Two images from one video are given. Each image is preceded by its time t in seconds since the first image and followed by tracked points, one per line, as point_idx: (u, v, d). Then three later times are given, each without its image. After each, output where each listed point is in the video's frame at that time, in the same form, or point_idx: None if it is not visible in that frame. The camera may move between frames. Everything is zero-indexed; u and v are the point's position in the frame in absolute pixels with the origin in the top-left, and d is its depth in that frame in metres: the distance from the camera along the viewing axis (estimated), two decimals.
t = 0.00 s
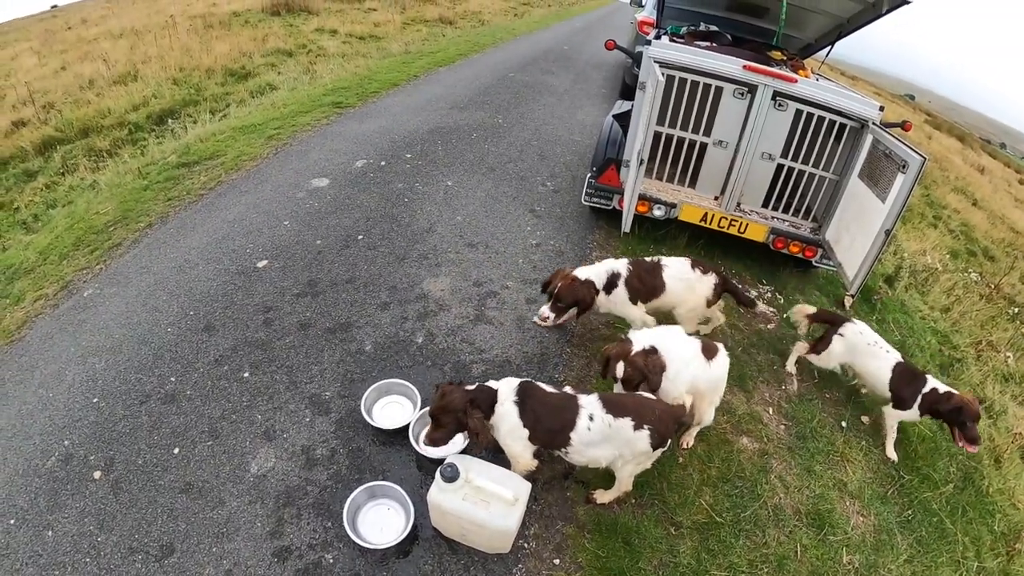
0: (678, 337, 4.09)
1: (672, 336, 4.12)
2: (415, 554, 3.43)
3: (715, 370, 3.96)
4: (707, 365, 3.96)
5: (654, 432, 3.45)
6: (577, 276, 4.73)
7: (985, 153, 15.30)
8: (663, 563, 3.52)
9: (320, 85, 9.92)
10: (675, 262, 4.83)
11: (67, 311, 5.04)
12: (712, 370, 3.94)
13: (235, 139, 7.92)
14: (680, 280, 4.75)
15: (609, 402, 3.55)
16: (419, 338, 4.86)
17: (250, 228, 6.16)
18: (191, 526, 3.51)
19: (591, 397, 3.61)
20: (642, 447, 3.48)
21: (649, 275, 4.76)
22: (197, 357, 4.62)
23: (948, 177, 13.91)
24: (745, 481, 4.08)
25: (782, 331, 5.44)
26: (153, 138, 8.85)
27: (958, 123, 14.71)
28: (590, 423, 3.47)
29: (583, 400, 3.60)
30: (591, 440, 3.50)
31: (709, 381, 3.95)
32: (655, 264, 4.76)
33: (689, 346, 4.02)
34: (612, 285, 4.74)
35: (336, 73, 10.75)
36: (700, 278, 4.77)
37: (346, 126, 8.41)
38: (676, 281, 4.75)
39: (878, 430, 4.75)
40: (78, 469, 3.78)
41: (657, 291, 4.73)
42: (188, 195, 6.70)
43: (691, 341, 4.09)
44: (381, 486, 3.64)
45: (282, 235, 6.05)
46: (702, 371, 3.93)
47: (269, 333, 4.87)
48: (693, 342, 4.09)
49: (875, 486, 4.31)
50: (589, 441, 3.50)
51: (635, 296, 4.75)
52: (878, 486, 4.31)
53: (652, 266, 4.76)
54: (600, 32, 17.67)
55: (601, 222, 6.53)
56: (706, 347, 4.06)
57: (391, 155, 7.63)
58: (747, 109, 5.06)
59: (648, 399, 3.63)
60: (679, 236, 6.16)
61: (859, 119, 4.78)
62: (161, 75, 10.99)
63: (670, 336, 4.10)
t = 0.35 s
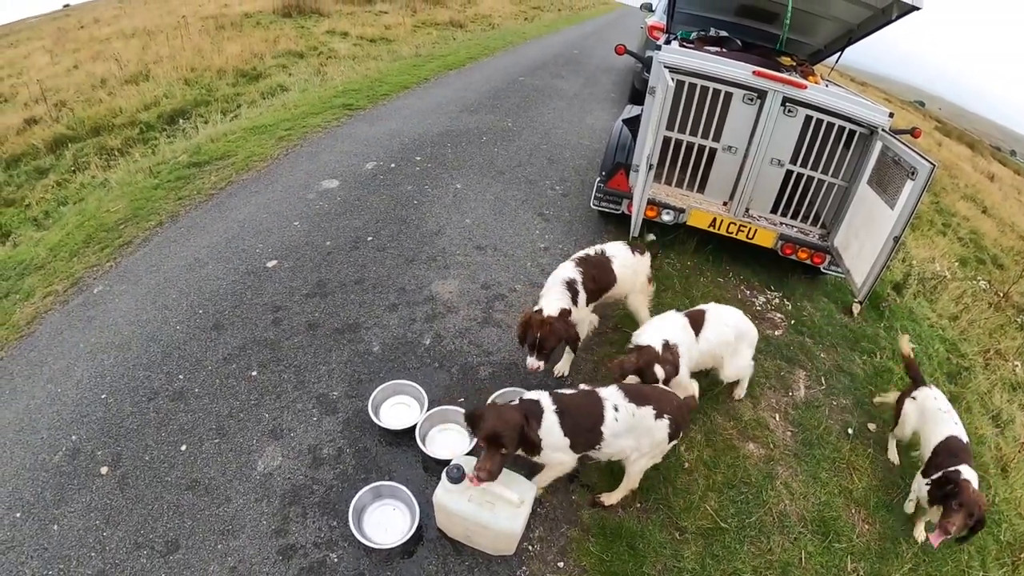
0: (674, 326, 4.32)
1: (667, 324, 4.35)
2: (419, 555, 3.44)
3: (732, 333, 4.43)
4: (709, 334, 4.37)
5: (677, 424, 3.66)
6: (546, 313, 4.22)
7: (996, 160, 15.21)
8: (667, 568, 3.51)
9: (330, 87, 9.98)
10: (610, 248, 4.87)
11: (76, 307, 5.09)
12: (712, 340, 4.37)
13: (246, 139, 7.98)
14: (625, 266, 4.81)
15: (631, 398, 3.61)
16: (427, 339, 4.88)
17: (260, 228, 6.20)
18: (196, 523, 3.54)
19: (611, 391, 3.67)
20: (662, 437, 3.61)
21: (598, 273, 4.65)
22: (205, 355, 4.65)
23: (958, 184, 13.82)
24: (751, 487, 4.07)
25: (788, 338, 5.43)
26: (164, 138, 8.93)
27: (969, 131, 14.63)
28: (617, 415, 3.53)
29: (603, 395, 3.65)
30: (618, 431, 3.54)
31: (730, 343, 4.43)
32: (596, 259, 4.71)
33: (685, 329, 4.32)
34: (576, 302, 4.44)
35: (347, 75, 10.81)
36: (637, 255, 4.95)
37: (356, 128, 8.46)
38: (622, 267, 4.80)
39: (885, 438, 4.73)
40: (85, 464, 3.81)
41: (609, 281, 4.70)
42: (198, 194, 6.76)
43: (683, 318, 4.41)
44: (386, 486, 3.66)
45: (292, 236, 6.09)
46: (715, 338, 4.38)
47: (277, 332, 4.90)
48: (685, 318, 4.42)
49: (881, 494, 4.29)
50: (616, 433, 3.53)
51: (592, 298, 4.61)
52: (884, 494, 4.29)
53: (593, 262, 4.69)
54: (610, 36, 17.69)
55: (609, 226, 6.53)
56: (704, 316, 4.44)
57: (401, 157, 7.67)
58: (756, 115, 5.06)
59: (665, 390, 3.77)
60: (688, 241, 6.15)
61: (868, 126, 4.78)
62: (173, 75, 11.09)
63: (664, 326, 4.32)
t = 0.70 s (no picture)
0: (706, 347, 4.23)
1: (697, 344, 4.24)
2: (419, 550, 3.44)
3: (749, 319, 4.52)
4: (732, 333, 4.40)
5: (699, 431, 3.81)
6: (483, 330, 4.06)
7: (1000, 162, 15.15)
8: (667, 566, 3.51)
9: (334, 82, 9.96)
10: (550, 253, 4.67)
11: (79, 301, 5.10)
12: (735, 337, 4.43)
13: (249, 134, 7.97)
14: (568, 263, 4.65)
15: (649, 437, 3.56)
16: (429, 335, 4.88)
17: (262, 223, 6.20)
18: (197, 516, 3.55)
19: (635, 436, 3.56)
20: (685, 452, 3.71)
21: (544, 279, 4.45)
22: (208, 349, 4.66)
23: (962, 185, 13.77)
24: (751, 486, 4.07)
25: (790, 337, 5.43)
26: (168, 132, 8.93)
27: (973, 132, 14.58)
28: (648, 460, 3.49)
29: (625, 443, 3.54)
30: (656, 473, 3.54)
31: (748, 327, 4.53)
32: (540, 267, 4.50)
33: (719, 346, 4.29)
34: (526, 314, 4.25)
35: (350, 71, 10.80)
36: (579, 255, 4.76)
37: (359, 123, 8.45)
38: (567, 265, 4.64)
39: (885, 439, 4.73)
40: (87, 457, 3.82)
41: (561, 283, 4.50)
42: (201, 188, 6.76)
43: (710, 330, 4.34)
44: (387, 481, 3.66)
45: (294, 231, 6.09)
46: (738, 334, 4.45)
47: (279, 327, 4.90)
48: (709, 327, 4.37)
49: (881, 494, 4.29)
50: (655, 474, 3.54)
51: (547, 304, 4.39)
52: (884, 495, 4.29)
53: (537, 271, 4.49)
54: (614, 33, 17.63)
55: (612, 224, 6.53)
56: (725, 319, 4.40)
57: (404, 153, 7.66)
58: (761, 114, 5.04)
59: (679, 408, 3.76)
60: (691, 240, 6.15)
61: (873, 125, 4.76)
62: (176, 69, 11.08)
63: (696, 349, 4.21)
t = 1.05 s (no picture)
0: (719, 358, 4.13)
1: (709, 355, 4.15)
2: (420, 545, 3.45)
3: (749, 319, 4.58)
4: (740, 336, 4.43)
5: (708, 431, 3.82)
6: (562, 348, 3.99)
7: (1001, 158, 15.12)
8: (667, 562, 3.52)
9: (334, 78, 9.94)
10: (551, 251, 4.72)
11: (79, 298, 5.10)
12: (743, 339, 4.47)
13: (249, 130, 7.96)
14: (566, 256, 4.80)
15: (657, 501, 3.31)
16: (429, 331, 4.88)
17: (263, 219, 6.19)
18: (198, 512, 3.55)
19: (648, 501, 3.28)
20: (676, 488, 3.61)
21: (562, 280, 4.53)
22: (208, 345, 4.66)
23: (964, 182, 13.74)
24: (751, 482, 4.07)
25: (791, 333, 5.42)
26: (168, 129, 8.91)
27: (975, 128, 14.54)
28: (663, 518, 3.30)
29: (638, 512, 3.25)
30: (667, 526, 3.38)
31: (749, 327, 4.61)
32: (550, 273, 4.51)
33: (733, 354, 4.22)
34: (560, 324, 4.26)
35: (350, 67, 10.77)
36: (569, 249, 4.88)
37: (359, 120, 8.43)
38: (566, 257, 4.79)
39: (886, 435, 4.72)
40: (88, 454, 3.83)
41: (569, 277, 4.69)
42: (201, 185, 6.75)
43: (721, 339, 4.27)
44: (388, 476, 3.65)
45: (294, 227, 6.09)
46: (742, 337, 4.48)
47: (280, 323, 4.90)
48: (718, 335, 4.30)
49: (881, 490, 4.29)
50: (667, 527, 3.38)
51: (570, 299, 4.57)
52: (884, 491, 4.29)
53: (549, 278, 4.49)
54: (615, 29, 17.57)
55: (612, 220, 6.52)
56: (732, 326, 4.40)
57: (404, 149, 7.64)
58: (762, 109, 5.03)
59: (657, 455, 3.47)
60: (691, 236, 6.14)
61: (874, 121, 4.75)
62: (176, 66, 11.06)
63: (709, 362, 4.10)
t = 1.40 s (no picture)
0: (700, 379, 3.94)
1: (689, 375, 3.98)
2: (417, 544, 3.44)
3: (743, 340, 4.41)
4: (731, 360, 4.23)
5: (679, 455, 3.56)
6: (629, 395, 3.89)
7: (995, 154, 15.17)
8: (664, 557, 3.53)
9: (328, 78, 9.92)
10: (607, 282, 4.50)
11: (74, 300, 5.07)
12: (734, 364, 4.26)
13: (243, 130, 7.94)
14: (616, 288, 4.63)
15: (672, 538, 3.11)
16: (424, 330, 4.87)
17: (257, 220, 6.18)
18: (195, 513, 3.55)
19: (666, 539, 3.07)
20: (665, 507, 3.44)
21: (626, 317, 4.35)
22: (203, 346, 4.65)
23: (958, 178, 13.80)
24: (747, 478, 4.08)
25: (786, 329, 5.44)
26: (162, 129, 8.88)
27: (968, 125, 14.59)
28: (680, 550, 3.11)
29: (662, 554, 3.03)
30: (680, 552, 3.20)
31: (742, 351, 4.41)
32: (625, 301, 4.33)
33: (718, 377, 4.01)
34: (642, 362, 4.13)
35: (344, 66, 10.75)
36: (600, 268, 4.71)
37: (353, 119, 8.42)
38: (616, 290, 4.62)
39: (881, 430, 4.74)
40: (84, 456, 3.81)
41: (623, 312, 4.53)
42: (195, 186, 6.73)
43: (709, 358, 4.09)
44: (385, 475, 3.64)
45: (289, 227, 6.07)
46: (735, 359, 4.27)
47: (274, 323, 4.89)
48: (706, 355, 4.13)
49: (877, 485, 4.30)
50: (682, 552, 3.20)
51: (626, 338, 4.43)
52: (880, 486, 4.31)
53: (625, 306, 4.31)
54: (609, 27, 17.57)
55: (607, 218, 6.52)
56: (724, 347, 4.22)
57: (399, 148, 7.63)
58: (756, 106, 5.04)
59: (653, 491, 3.30)
60: (686, 233, 6.15)
61: (868, 117, 4.76)
62: (169, 67, 11.02)
63: (688, 381, 3.92)
